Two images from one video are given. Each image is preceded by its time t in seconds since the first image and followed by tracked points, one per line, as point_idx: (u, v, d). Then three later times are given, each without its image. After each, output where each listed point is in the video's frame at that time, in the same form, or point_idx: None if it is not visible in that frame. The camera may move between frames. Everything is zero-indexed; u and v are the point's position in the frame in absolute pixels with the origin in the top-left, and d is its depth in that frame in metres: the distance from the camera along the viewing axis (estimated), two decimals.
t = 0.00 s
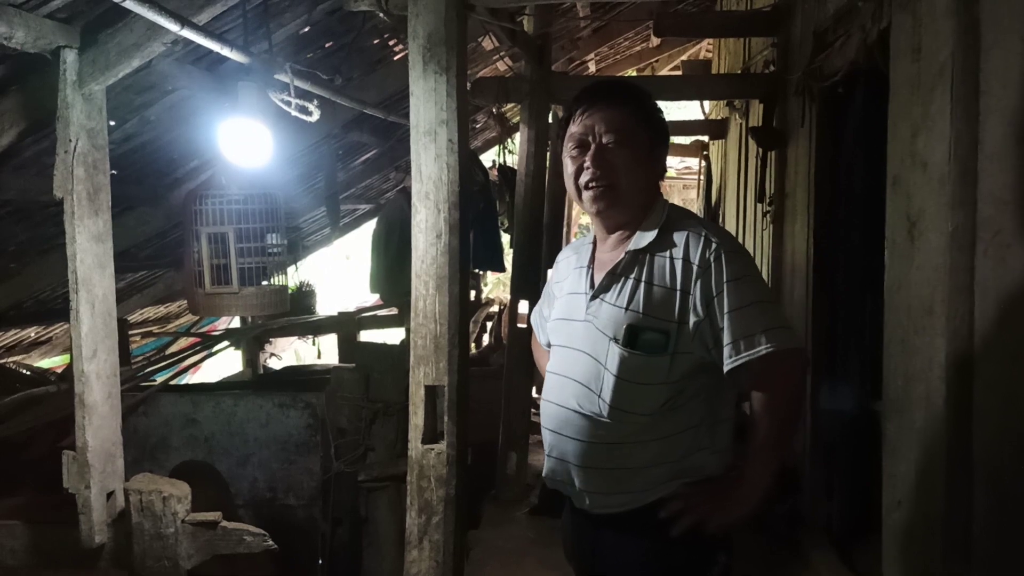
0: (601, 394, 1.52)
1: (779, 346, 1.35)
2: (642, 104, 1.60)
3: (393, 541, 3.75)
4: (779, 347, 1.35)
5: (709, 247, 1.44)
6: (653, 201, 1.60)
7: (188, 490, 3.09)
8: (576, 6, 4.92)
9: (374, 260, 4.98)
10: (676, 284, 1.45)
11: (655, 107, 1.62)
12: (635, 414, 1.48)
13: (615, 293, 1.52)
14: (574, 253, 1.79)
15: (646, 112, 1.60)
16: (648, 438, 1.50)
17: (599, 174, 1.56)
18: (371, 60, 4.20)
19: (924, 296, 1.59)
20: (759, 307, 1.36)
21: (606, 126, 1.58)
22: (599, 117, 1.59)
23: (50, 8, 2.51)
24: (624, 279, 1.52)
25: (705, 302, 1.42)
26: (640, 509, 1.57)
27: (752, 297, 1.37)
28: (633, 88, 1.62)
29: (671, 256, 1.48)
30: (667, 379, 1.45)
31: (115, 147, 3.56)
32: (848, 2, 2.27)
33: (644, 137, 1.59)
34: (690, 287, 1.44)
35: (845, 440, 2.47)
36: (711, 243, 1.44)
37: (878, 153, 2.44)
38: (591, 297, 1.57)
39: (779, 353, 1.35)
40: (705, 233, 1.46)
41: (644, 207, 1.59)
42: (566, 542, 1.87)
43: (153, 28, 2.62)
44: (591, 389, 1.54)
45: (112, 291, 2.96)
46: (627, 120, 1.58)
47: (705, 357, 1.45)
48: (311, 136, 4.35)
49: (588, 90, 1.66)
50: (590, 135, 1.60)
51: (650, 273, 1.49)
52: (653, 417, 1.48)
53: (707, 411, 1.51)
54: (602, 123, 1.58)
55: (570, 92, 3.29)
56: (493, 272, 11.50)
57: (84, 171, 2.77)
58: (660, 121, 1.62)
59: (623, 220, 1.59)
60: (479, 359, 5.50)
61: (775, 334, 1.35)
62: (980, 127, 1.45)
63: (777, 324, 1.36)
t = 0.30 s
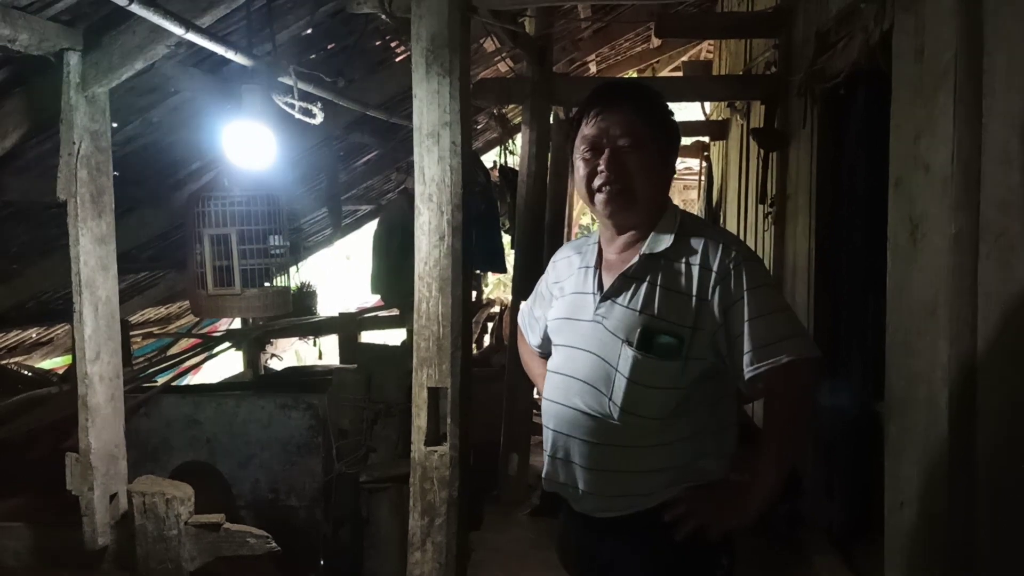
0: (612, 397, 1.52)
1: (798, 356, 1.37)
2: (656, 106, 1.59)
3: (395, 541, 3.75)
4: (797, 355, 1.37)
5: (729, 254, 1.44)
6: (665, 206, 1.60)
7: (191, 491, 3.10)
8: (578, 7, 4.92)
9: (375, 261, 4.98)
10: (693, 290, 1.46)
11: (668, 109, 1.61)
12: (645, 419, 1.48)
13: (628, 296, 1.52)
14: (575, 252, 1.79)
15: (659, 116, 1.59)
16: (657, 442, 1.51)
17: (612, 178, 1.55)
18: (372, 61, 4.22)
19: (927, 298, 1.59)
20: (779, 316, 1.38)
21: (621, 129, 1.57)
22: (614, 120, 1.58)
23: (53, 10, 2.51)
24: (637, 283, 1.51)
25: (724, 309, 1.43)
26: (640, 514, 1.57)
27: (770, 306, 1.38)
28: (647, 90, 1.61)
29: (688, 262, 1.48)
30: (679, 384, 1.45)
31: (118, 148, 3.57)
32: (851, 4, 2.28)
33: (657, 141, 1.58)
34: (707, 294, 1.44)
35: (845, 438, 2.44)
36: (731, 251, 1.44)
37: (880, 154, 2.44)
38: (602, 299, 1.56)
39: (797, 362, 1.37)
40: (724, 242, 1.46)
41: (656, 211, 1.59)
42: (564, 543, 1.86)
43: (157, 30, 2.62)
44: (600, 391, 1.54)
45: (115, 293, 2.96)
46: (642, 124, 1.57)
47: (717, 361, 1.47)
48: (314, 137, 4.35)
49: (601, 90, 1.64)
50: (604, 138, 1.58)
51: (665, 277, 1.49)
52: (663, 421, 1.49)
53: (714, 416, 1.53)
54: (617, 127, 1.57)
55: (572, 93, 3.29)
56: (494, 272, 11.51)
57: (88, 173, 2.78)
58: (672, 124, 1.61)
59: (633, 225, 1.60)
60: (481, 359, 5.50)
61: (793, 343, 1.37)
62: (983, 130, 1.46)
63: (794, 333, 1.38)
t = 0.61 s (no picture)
0: (614, 396, 1.51)
1: (801, 355, 1.37)
2: (653, 106, 1.59)
3: (394, 541, 3.74)
4: (799, 355, 1.37)
5: (730, 254, 1.44)
6: (663, 205, 1.59)
7: (189, 491, 3.09)
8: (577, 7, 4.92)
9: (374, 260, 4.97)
10: (694, 289, 1.46)
11: (665, 109, 1.61)
12: (646, 418, 1.48)
13: (628, 295, 1.51)
14: (569, 249, 1.78)
15: (657, 116, 1.59)
16: (660, 442, 1.50)
17: (611, 178, 1.54)
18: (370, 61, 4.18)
19: (926, 297, 1.58)
20: (784, 315, 1.38)
21: (619, 129, 1.56)
22: (612, 119, 1.57)
23: (50, 8, 2.51)
24: (637, 283, 1.51)
25: (725, 308, 1.43)
26: (641, 512, 1.57)
27: (772, 305, 1.38)
28: (644, 89, 1.61)
29: (689, 262, 1.48)
30: (681, 383, 1.45)
31: (115, 147, 3.56)
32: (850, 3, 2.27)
33: (656, 141, 1.57)
34: (709, 293, 1.44)
35: (845, 438, 2.42)
36: (731, 250, 1.44)
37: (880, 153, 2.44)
38: (601, 298, 1.55)
39: (800, 362, 1.37)
40: (725, 242, 1.46)
41: (654, 211, 1.58)
42: (561, 541, 1.85)
43: (153, 28, 2.61)
44: (601, 390, 1.54)
45: (113, 292, 2.96)
46: (641, 123, 1.56)
47: (718, 361, 1.47)
48: (312, 137, 4.34)
49: (598, 88, 1.64)
50: (602, 137, 1.57)
51: (666, 277, 1.48)
52: (666, 420, 1.48)
53: (714, 415, 1.53)
54: (616, 127, 1.56)
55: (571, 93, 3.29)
56: (493, 272, 11.51)
57: (85, 171, 2.77)
58: (669, 123, 1.61)
59: (633, 225, 1.58)
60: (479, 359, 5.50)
61: (797, 342, 1.37)
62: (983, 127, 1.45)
63: (797, 332, 1.38)
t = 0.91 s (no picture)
0: (603, 394, 1.51)
1: (791, 353, 1.36)
2: (641, 104, 1.58)
3: (393, 541, 3.74)
4: (789, 353, 1.36)
5: (719, 252, 1.43)
6: (656, 203, 1.58)
7: (187, 490, 3.08)
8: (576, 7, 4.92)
9: (373, 260, 4.97)
10: (683, 287, 1.45)
11: (655, 107, 1.59)
12: (637, 416, 1.48)
13: (619, 294, 1.51)
14: (570, 249, 1.77)
15: (644, 114, 1.57)
16: (651, 439, 1.50)
17: (596, 182, 1.55)
18: (370, 59, 4.21)
19: (925, 296, 1.58)
20: (770, 312, 1.37)
21: (604, 131, 1.56)
22: (596, 121, 1.57)
23: (48, 7, 2.51)
24: (629, 281, 1.50)
25: (714, 306, 1.42)
26: (635, 509, 1.57)
27: (762, 303, 1.37)
28: (632, 88, 1.60)
29: (679, 260, 1.47)
30: (671, 381, 1.44)
31: (114, 146, 3.56)
32: (849, 2, 2.27)
33: (644, 140, 1.57)
34: (698, 292, 1.44)
35: (845, 438, 2.49)
36: (721, 248, 1.43)
37: (878, 152, 2.43)
38: (594, 296, 1.55)
39: (790, 359, 1.37)
40: (714, 239, 1.45)
41: (646, 210, 1.58)
42: (560, 540, 1.85)
43: (150, 27, 2.61)
44: (592, 388, 1.54)
45: (111, 292, 2.95)
46: (626, 123, 1.55)
47: (710, 359, 1.46)
48: (310, 136, 4.35)
49: (587, 89, 1.64)
50: (587, 139, 1.57)
51: (657, 276, 1.48)
52: (656, 418, 1.48)
53: (707, 414, 1.51)
54: (600, 129, 1.56)
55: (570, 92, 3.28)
56: (493, 272, 11.54)
57: (83, 171, 2.77)
58: (661, 121, 1.60)
59: (624, 226, 1.58)
60: (479, 359, 5.51)
61: (785, 341, 1.36)
62: (980, 127, 1.45)
63: (787, 331, 1.37)
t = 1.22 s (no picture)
0: (593, 393, 1.52)
1: (776, 356, 1.34)
2: (637, 106, 1.56)
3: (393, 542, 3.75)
4: (774, 355, 1.34)
5: (709, 252, 1.42)
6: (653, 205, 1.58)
7: (186, 490, 3.07)
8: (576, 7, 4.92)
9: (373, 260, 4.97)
10: (673, 289, 1.44)
11: (652, 107, 1.58)
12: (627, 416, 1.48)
13: (612, 293, 1.52)
14: (575, 250, 1.78)
15: (640, 116, 1.56)
16: (642, 440, 1.51)
17: (590, 186, 1.55)
18: (370, 59, 4.21)
19: (925, 296, 1.58)
20: (759, 313, 1.36)
21: (598, 134, 1.54)
22: (590, 124, 1.55)
23: (48, 8, 2.51)
24: (621, 280, 1.51)
25: (702, 308, 1.40)
26: (629, 509, 1.58)
27: (751, 304, 1.36)
28: (629, 88, 1.57)
29: (669, 261, 1.46)
30: (661, 381, 1.44)
31: (114, 146, 3.56)
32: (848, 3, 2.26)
33: (639, 143, 1.55)
34: (688, 292, 1.43)
35: (845, 439, 2.51)
36: (711, 248, 1.42)
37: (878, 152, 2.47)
38: (588, 295, 1.56)
39: (775, 361, 1.34)
40: (705, 238, 1.44)
41: (641, 212, 1.57)
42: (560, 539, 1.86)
43: (149, 28, 2.60)
44: (584, 388, 1.54)
45: (110, 292, 2.95)
46: (621, 126, 1.54)
47: (700, 360, 1.45)
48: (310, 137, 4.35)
49: (585, 89, 1.61)
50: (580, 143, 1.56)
51: (648, 276, 1.48)
52: (647, 419, 1.48)
53: (702, 413, 1.51)
54: (593, 132, 1.54)
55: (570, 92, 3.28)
56: (493, 273, 11.55)
57: (82, 171, 2.77)
58: (658, 121, 1.58)
59: (619, 228, 1.58)
60: (479, 359, 5.51)
61: (769, 343, 1.34)
62: (979, 127, 1.45)
63: (775, 333, 1.35)
